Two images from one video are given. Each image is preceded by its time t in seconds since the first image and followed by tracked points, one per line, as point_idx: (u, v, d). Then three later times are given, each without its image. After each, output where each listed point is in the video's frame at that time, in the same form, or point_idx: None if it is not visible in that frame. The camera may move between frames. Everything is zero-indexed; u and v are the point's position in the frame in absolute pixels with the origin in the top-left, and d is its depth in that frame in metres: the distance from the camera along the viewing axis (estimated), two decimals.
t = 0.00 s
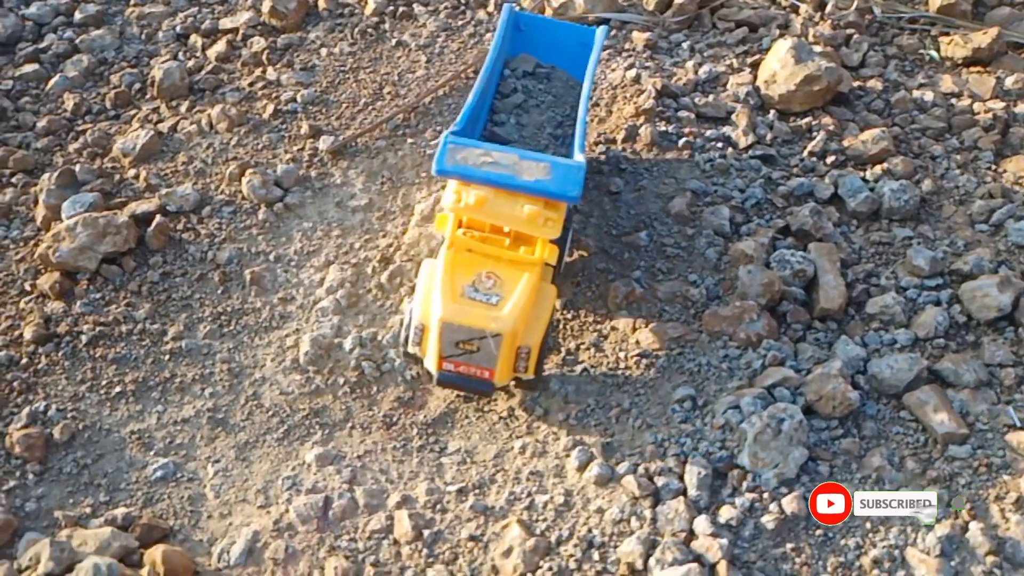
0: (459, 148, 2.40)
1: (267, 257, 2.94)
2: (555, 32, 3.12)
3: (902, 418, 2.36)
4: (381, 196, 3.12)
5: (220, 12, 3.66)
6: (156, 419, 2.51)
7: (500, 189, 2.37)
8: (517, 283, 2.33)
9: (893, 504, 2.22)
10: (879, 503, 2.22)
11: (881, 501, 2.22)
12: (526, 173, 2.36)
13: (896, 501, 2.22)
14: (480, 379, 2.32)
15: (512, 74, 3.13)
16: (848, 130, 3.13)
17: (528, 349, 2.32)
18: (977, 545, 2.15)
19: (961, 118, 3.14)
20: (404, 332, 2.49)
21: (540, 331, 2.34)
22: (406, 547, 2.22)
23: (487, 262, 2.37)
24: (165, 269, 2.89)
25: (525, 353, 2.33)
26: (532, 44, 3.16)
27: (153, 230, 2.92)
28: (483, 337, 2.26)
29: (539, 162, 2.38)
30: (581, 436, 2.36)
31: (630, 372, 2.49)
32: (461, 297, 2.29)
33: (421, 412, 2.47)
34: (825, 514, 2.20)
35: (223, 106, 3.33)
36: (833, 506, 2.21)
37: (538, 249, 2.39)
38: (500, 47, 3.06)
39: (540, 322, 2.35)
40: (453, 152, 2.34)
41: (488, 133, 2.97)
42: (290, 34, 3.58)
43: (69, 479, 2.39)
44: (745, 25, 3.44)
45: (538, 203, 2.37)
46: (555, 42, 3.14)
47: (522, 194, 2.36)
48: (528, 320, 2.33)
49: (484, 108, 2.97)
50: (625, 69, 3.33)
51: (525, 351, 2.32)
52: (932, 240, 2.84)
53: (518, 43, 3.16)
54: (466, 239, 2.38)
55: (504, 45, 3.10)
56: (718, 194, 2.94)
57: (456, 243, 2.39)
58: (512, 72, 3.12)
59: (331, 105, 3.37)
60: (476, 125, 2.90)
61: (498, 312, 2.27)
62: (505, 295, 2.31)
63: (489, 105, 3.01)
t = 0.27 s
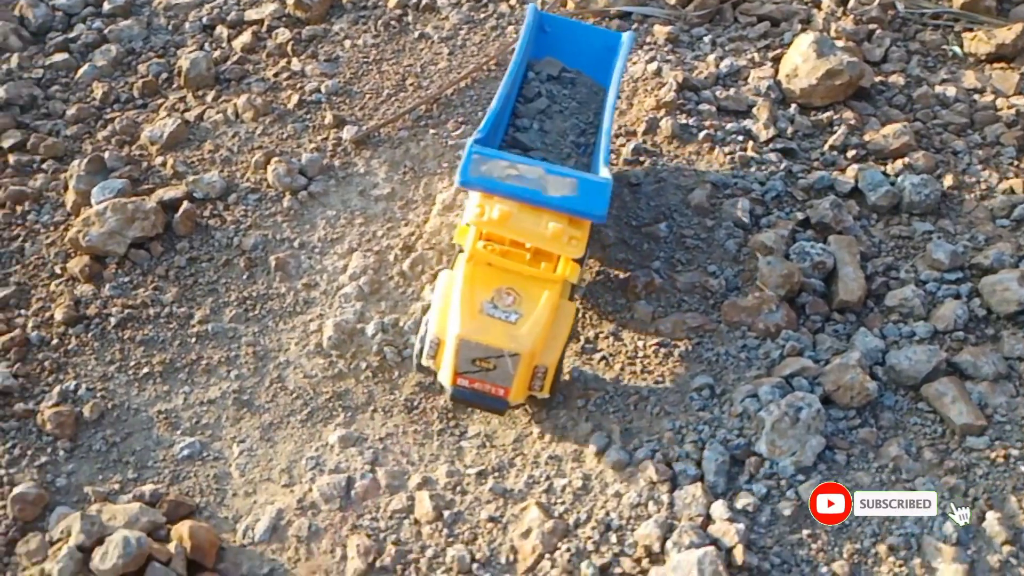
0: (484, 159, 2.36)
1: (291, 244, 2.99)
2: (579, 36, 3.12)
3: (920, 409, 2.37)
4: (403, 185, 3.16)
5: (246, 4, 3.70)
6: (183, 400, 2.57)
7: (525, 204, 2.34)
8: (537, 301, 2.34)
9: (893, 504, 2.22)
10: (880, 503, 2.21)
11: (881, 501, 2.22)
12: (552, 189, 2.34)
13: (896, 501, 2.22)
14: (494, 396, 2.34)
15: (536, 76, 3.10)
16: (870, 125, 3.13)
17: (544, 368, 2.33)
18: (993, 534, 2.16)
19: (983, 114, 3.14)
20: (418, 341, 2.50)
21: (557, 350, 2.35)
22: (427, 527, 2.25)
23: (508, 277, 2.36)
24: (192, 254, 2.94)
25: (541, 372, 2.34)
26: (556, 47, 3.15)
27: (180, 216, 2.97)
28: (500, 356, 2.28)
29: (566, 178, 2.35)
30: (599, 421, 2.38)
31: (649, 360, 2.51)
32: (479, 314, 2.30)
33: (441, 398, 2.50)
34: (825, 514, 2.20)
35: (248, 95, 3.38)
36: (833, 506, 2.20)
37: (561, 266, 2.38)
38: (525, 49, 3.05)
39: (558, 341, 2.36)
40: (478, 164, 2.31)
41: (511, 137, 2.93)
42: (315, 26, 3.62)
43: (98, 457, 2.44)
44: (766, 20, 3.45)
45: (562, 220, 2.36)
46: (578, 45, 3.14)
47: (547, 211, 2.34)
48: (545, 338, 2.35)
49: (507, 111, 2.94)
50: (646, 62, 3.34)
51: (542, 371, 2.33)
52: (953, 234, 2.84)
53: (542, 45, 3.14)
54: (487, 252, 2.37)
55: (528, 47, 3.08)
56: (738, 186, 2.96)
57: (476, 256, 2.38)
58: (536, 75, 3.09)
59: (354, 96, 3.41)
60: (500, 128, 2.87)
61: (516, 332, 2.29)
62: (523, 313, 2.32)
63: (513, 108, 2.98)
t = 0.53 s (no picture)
0: (487, 175, 2.33)
1: (311, 235, 3.03)
2: (594, 47, 3.12)
3: (935, 404, 2.38)
4: (421, 178, 3.19)
5: None
6: (205, 386, 2.61)
7: (530, 220, 2.31)
8: (543, 318, 2.30)
9: (893, 504, 2.22)
10: (879, 503, 2.22)
11: (881, 501, 2.22)
12: (557, 204, 2.30)
13: (896, 501, 2.22)
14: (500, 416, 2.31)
15: (550, 90, 3.13)
16: (887, 122, 3.13)
17: (551, 387, 2.29)
18: (1008, 528, 2.17)
19: (1002, 111, 3.13)
20: (425, 359, 2.47)
21: (564, 369, 2.31)
22: (444, 513, 2.28)
23: (513, 294, 2.33)
24: (214, 244, 2.98)
25: (548, 391, 2.30)
26: (571, 60, 3.16)
27: (202, 206, 3.02)
28: (505, 375, 2.24)
29: (571, 193, 2.32)
30: (615, 412, 2.40)
31: (665, 353, 2.54)
32: (484, 332, 2.27)
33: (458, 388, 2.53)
34: (825, 514, 2.20)
35: (270, 89, 3.42)
36: (833, 506, 2.20)
37: (567, 282, 2.34)
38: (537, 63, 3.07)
39: (565, 359, 2.32)
40: (482, 179, 2.28)
41: (522, 151, 2.97)
42: (335, 20, 3.66)
43: (121, 441, 2.48)
44: (785, 16, 3.46)
45: (568, 236, 2.31)
46: (593, 57, 3.13)
47: (552, 226, 2.31)
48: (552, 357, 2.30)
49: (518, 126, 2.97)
50: (664, 58, 3.36)
51: (548, 390, 2.30)
52: (970, 231, 2.84)
53: (556, 58, 3.15)
54: (492, 269, 2.33)
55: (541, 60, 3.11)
56: (755, 181, 2.97)
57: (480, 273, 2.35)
58: (550, 89, 3.12)
59: (374, 90, 3.44)
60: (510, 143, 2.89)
61: (521, 350, 2.25)
62: (529, 331, 2.28)
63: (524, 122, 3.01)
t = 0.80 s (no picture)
0: (488, 184, 2.34)
1: (330, 229, 3.07)
2: (602, 52, 3.11)
3: (949, 400, 2.39)
4: (439, 174, 3.23)
5: None
6: (226, 376, 2.66)
7: (531, 227, 2.31)
8: (548, 326, 2.28)
9: (893, 503, 2.23)
10: (880, 503, 2.22)
11: (881, 501, 2.22)
12: (558, 210, 2.30)
13: (896, 501, 2.23)
14: (508, 425, 2.29)
15: (559, 96, 3.14)
16: (903, 121, 3.14)
17: (559, 396, 2.28)
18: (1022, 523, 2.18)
19: (1019, 111, 3.14)
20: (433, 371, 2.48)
21: (571, 376, 2.30)
22: (461, 503, 2.30)
23: (517, 302, 2.32)
24: (235, 238, 3.03)
25: (556, 400, 2.29)
26: (580, 65, 3.16)
27: (224, 200, 3.06)
28: (511, 384, 2.23)
29: (573, 199, 2.32)
30: (630, 406, 2.42)
31: (680, 348, 2.56)
32: (488, 341, 2.26)
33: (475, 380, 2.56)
34: (825, 514, 2.21)
35: (290, 85, 3.46)
36: (833, 506, 2.21)
37: (572, 289, 2.31)
38: (545, 69, 3.08)
39: (572, 367, 2.31)
40: (482, 188, 2.29)
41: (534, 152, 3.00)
42: (354, 18, 3.70)
43: (144, 429, 2.53)
44: (801, 15, 3.47)
45: (571, 241, 2.31)
46: (602, 61, 3.13)
47: (553, 233, 2.30)
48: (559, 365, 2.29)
49: (525, 131, 2.98)
50: (680, 56, 3.38)
51: (555, 398, 2.28)
52: (986, 229, 2.85)
53: (565, 63, 3.16)
54: (496, 278, 2.33)
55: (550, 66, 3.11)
56: (771, 179, 2.99)
57: (484, 282, 2.35)
58: (559, 94, 3.13)
59: (392, 87, 3.48)
60: (517, 149, 2.90)
61: (526, 357, 2.24)
62: (534, 339, 2.27)
63: (532, 128, 3.02)
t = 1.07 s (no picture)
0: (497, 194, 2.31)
1: (348, 225, 3.11)
2: (612, 60, 3.10)
3: (964, 396, 2.40)
4: (455, 170, 3.26)
5: None
6: (246, 368, 2.70)
7: (541, 239, 2.28)
8: (557, 340, 2.26)
9: (893, 503, 2.23)
10: (880, 503, 2.23)
11: (882, 501, 2.23)
12: (569, 222, 2.27)
13: (896, 501, 2.23)
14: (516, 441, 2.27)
15: (568, 105, 3.15)
16: (919, 119, 3.14)
17: (568, 412, 2.26)
18: None
19: None
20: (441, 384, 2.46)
21: (581, 391, 2.27)
22: (476, 494, 2.33)
23: (526, 316, 2.30)
24: (254, 233, 3.07)
25: (565, 416, 2.27)
26: (590, 73, 3.16)
27: (243, 196, 3.10)
28: (519, 399, 2.20)
29: (583, 211, 2.29)
30: (645, 400, 2.44)
31: (694, 344, 2.58)
32: (496, 356, 2.24)
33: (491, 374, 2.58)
34: (825, 514, 2.22)
35: (308, 82, 3.50)
36: (833, 506, 2.22)
37: (581, 302, 2.30)
38: (555, 79, 3.08)
39: (581, 381, 2.28)
40: (491, 200, 2.25)
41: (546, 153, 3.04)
42: (371, 16, 3.73)
43: (166, 420, 2.57)
44: (817, 14, 3.48)
45: (581, 254, 2.28)
46: (612, 69, 3.12)
47: (564, 244, 2.27)
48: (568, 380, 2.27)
49: (535, 142, 3.00)
50: (696, 53, 3.40)
51: (564, 414, 2.26)
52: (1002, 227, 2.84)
53: (574, 71, 3.15)
54: (504, 291, 2.31)
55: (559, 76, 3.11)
56: (786, 176, 3.00)
57: (493, 295, 2.32)
58: (568, 104, 3.14)
59: (409, 84, 3.51)
60: (526, 161, 2.91)
61: (535, 372, 2.21)
62: (543, 354, 2.24)
63: (542, 139, 3.05)
